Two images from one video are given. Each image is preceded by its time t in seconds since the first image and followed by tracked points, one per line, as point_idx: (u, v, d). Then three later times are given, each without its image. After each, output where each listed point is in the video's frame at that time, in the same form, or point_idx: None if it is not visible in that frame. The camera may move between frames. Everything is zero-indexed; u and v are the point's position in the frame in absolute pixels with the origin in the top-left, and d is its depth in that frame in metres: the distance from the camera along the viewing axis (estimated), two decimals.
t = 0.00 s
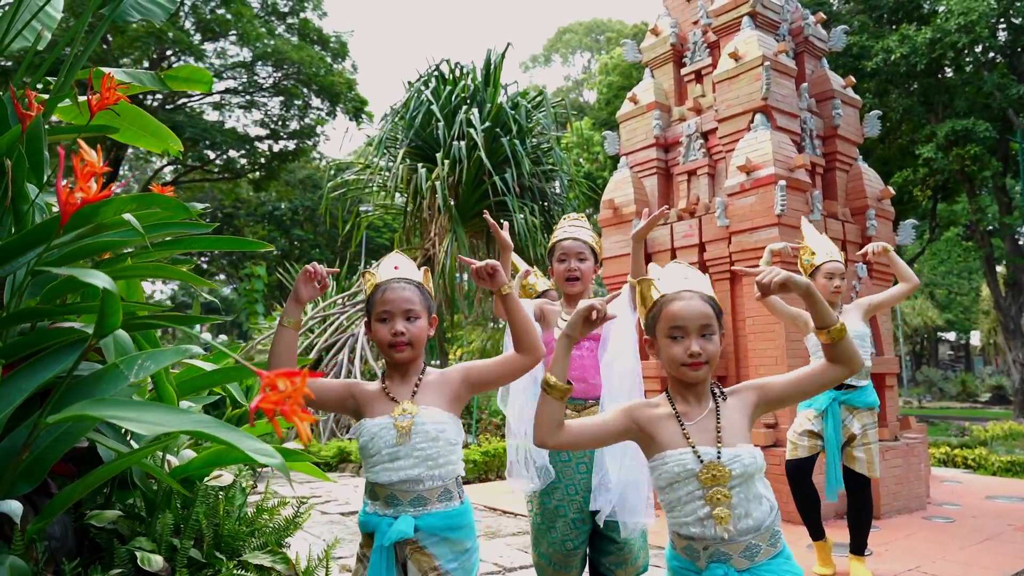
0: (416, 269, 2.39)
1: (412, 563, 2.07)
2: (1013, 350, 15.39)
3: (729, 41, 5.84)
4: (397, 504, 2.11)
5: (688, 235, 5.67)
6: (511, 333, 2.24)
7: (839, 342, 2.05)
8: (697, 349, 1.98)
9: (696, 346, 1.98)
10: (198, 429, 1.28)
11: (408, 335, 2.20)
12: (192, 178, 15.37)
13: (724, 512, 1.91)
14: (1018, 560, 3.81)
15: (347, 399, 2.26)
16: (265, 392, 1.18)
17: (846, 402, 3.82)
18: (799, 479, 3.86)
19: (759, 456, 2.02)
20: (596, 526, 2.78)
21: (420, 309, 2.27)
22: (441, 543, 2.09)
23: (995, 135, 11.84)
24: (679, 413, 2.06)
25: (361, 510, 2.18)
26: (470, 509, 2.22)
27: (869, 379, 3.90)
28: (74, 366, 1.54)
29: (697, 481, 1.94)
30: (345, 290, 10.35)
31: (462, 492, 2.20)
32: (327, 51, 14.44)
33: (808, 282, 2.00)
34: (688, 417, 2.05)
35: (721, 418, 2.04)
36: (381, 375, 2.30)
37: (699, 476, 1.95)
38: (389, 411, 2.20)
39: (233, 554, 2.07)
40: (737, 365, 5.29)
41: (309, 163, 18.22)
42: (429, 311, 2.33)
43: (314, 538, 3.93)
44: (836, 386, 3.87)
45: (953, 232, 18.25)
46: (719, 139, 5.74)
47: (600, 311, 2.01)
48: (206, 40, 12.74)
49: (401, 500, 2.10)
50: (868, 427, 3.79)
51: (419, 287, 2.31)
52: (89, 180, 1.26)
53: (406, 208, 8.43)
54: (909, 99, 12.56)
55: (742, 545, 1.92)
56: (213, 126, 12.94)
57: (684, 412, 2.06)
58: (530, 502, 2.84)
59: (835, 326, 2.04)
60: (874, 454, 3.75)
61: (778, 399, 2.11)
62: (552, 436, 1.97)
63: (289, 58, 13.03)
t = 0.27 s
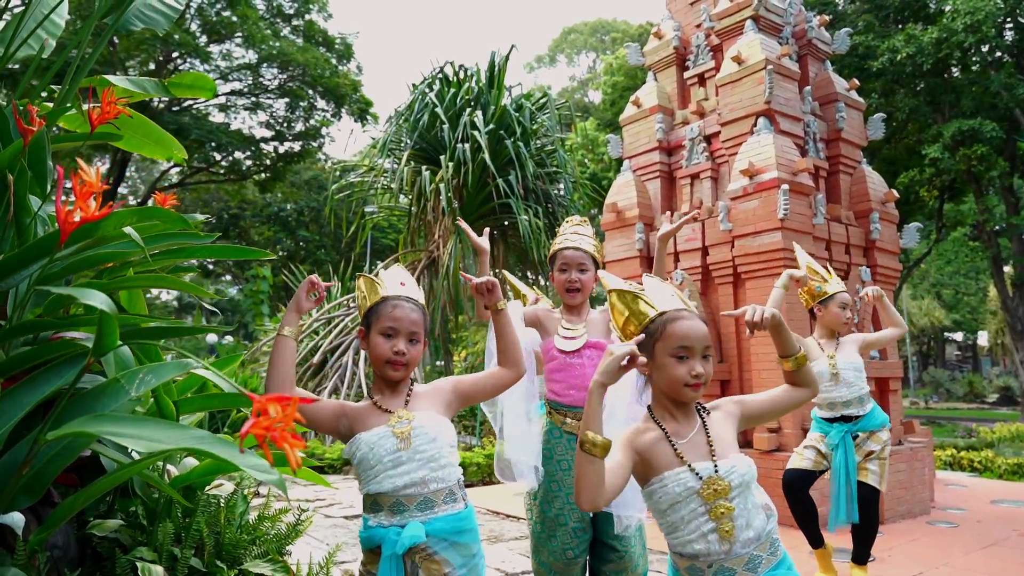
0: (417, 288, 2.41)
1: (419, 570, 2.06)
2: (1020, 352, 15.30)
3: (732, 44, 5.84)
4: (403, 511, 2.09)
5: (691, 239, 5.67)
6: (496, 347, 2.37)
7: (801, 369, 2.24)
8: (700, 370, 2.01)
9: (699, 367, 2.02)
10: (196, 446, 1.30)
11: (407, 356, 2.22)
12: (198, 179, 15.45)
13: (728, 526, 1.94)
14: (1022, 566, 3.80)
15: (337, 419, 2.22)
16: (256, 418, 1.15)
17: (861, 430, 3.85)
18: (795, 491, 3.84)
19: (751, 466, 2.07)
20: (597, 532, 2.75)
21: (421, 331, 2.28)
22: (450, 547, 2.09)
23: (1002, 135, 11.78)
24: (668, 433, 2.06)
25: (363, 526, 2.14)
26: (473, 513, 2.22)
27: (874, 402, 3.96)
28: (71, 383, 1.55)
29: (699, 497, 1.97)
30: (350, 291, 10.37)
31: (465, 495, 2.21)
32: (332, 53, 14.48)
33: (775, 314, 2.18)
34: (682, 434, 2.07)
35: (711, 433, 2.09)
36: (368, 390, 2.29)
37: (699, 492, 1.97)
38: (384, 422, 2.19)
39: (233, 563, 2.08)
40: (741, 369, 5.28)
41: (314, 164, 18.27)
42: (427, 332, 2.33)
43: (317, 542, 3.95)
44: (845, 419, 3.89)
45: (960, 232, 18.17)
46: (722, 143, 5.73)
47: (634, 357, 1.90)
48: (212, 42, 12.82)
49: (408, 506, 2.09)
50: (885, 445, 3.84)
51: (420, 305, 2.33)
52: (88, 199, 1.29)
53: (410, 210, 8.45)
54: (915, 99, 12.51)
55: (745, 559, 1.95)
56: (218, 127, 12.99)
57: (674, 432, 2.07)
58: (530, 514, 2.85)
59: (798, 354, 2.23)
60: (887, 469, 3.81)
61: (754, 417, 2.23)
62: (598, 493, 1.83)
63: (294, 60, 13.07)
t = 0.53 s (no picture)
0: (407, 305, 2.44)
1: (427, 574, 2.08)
2: None
3: (734, 47, 5.83)
4: (411, 519, 2.09)
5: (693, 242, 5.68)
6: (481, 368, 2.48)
7: (803, 361, 2.20)
8: (689, 370, 2.02)
9: (688, 368, 2.02)
10: (196, 459, 1.32)
11: (407, 368, 2.24)
12: (204, 181, 15.51)
13: (718, 524, 1.94)
14: None
15: (334, 444, 2.17)
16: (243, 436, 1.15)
17: (857, 428, 3.86)
18: (800, 496, 3.83)
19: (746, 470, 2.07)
20: (593, 538, 2.78)
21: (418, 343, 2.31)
22: (459, 551, 2.10)
23: (1008, 135, 11.72)
24: (666, 428, 2.09)
25: (368, 536, 2.13)
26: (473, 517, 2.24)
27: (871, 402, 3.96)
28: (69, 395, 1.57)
29: (690, 493, 1.98)
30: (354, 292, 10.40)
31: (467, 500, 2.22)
32: (337, 54, 14.52)
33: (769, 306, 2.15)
34: (678, 432, 2.08)
35: (707, 434, 2.09)
36: (360, 405, 2.27)
37: (692, 488, 1.98)
38: (384, 434, 2.19)
39: (234, 569, 2.11)
40: (744, 372, 5.29)
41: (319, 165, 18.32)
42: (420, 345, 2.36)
43: (319, 546, 3.97)
44: (842, 416, 3.90)
45: (966, 232, 18.09)
46: (724, 146, 5.73)
47: (624, 331, 2.07)
48: (217, 44, 12.88)
49: (415, 513, 2.09)
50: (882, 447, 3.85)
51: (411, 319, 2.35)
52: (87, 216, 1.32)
53: (414, 212, 8.46)
54: (920, 98, 12.46)
55: (732, 560, 1.95)
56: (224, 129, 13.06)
57: (670, 429, 2.09)
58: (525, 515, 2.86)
59: (799, 347, 2.20)
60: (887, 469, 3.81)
61: (753, 416, 2.21)
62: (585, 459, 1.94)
63: (299, 61, 13.10)
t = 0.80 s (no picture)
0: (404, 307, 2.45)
1: None
2: None
3: (734, 49, 5.84)
4: (404, 524, 2.10)
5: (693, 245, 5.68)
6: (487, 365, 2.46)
7: (812, 352, 2.05)
8: (682, 370, 2.02)
9: (681, 367, 2.02)
10: (190, 469, 1.34)
11: (403, 367, 2.25)
12: (207, 181, 15.55)
13: (697, 528, 1.95)
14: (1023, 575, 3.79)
15: (334, 445, 2.19)
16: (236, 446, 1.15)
17: (844, 417, 3.83)
18: (801, 494, 3.82)
19: (738, 476, 2.04)
20: (586, 543, 2.79)
21: (416, 343, 2.32)
22: (450, 558, 2.11)
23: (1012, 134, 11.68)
24: (661, 428, 2.10)
25: (362, 539, 2.14)
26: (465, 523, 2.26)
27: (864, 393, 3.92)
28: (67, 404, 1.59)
29: (674, 494, 1.99)
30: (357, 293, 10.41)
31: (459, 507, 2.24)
32: (340, 55, 14.54)
33: (775, 287, 2.07)
34: (672, 432, 2.09)
35: (703, 440, 2.06)
36: (363, 407, 2.29)
37: (676, 490, 1.99)
38: (383, 438, 2.20)
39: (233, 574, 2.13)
40: (743, 374, 5.29)
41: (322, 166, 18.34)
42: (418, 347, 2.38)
43: (320, 548, 3.99)
44: (833, 399, 3.86)
45: (970, 232, 18.04)
46: (725, 148, 5.73)
47: (606, 300, 2.17)
48: (221, 45, 12.91)
49: (408, 519, 2.10)
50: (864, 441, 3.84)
51: (410, 319, 2.36)
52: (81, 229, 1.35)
53: (415, 213, 8.48)
54: (924, 98, 12.42)
55: (711, 564, 1.95)
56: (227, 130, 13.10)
57: (667, 428, 2.10)
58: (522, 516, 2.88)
59: (807, 335, 2.05)
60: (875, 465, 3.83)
61: (762, 417, 2.11)
62: (558, 414, 2.02)
63: (302, 62, 13.11)
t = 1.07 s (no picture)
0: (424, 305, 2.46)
1: None
2: None
3: (733, 51, 5.84)
4: (385, 529, 2.10)
5: (692, 247, 5.68)
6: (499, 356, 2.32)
7: (830, 419, 1.93)
8: (664, 391, 1.99)
9: (663, 388, 1.99)
10: (181, 478, 1.35)
11: (404, 366, 2.26)
12: (208, 182, 15.57)
13: (675, 564, 1.94)
14: None
15: (340, 424, 2.32)
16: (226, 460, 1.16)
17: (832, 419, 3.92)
18: (799, 495, 3.80)
19: (727, 507, 2.01)
20: (578, 548, 2.81)
21: (421, 343, 2.33)
22: (426, 571, 2.08)
23: (1014, 134, 11.65)
24: (652, 457, 2.07)
25: (349, 535, 2.17)
26: (456, 537, 2.21)
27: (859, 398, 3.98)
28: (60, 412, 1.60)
29: (653, 528, 1.99)
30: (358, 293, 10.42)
31: (450, 520, 2.19)
32: (341, 56, 14.56)
33: (792, 352, 1.93)
34: (660, 463, 2.06)
35: (691, 471, 2.03)
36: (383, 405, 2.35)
37: (655, 525, 1.98)
38: (384, 438, 2.24)
39: None
40: (742, 376, 5.30)
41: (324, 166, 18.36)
42: (430, 345, 2.39)
43: (317, 551, 3.99)
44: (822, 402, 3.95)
45: (972, 232, 18.02)
46: (723, 150, 5.74)
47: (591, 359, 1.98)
48: (222, 45, 12.92)
49: (389, 525, 2.10)
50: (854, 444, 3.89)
51: (422, 319, 2.38)
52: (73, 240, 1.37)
53: (416, 213, 8.48)
54: (926, 98, 12.40)
55: None
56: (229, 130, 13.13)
57: (658, 456, 2.07)
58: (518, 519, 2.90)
59: (828, 402, 1.93)
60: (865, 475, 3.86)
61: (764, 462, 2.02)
62: (534, 471, 2.01)
63: (303, 62, 13.12)
